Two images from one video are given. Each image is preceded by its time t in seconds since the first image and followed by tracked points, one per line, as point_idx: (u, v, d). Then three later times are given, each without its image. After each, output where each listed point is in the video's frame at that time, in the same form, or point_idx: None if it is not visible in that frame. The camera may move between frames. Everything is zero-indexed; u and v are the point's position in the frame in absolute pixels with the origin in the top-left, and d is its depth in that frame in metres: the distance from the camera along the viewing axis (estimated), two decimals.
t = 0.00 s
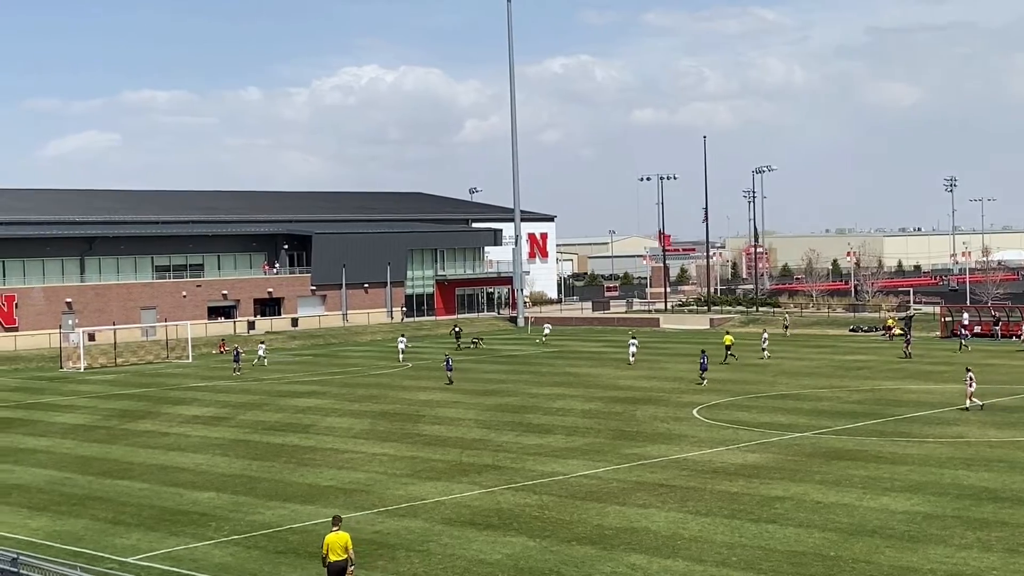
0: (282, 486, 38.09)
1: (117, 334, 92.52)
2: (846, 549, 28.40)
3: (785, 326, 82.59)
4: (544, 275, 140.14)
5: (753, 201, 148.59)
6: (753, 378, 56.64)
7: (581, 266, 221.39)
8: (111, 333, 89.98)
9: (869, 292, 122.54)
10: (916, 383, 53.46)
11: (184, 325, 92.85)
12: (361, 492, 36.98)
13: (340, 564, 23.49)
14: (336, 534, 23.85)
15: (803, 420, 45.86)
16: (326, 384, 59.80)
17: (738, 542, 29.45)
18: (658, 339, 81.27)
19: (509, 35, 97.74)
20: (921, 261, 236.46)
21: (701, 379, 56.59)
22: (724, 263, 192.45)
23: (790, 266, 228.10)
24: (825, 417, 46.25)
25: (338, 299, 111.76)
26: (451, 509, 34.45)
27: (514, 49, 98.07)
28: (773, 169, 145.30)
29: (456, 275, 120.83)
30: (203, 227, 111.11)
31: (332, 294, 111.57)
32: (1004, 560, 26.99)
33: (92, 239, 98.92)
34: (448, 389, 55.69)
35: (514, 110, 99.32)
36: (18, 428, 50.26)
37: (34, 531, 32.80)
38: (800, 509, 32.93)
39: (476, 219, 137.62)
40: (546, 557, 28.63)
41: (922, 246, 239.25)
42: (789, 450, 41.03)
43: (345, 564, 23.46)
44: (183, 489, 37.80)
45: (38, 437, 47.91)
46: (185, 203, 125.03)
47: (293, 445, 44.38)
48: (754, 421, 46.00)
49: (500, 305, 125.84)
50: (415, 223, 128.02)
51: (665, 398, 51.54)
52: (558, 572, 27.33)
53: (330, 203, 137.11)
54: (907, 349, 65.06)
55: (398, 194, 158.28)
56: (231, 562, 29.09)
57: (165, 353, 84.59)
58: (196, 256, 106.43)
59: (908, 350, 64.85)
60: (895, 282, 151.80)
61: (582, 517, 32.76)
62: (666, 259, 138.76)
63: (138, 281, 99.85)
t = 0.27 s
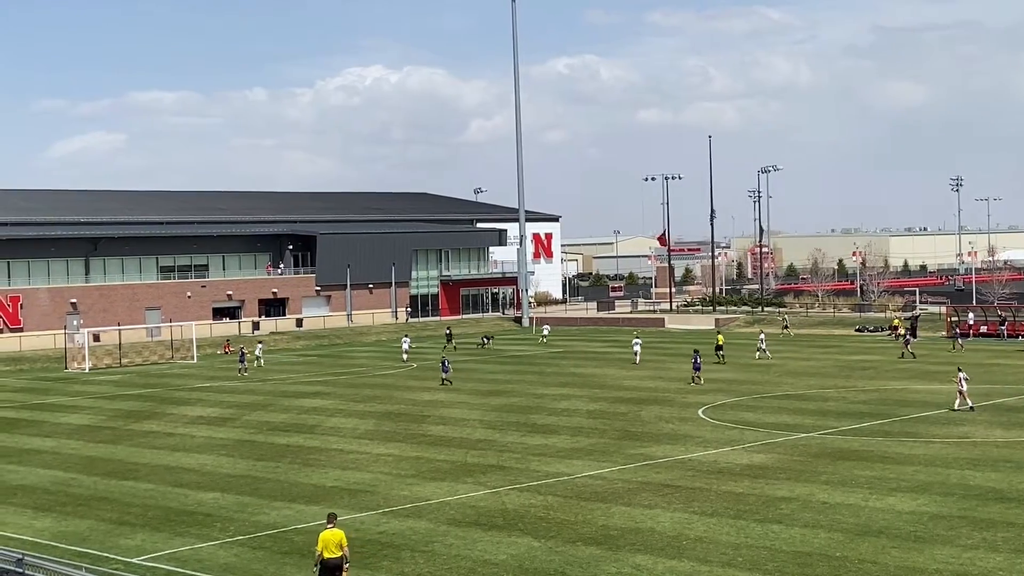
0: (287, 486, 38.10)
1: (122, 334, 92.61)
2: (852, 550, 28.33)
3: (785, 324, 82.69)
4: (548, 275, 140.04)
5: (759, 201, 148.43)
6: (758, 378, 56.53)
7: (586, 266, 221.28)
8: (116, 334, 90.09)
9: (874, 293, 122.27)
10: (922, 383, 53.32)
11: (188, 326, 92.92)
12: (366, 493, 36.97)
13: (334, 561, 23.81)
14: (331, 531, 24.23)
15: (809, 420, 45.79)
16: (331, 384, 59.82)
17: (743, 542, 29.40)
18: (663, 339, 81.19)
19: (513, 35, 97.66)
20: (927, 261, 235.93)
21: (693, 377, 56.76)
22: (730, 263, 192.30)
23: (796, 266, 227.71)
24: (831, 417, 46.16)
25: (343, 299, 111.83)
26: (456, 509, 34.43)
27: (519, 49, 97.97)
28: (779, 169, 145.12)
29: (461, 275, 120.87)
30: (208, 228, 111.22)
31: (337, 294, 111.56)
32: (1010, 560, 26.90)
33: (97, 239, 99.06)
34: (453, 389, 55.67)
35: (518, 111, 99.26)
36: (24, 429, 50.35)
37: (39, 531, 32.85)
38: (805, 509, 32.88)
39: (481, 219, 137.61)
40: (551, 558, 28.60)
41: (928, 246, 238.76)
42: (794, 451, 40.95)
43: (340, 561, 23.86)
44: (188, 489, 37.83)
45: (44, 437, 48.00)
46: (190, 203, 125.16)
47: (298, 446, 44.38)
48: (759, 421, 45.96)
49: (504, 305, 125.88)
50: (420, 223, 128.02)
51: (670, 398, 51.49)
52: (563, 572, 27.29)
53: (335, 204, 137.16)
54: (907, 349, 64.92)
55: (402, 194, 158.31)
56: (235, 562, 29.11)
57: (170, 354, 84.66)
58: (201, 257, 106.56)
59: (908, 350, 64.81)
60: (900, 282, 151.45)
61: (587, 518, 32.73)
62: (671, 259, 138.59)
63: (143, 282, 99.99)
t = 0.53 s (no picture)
0: (290, 486, 38.14)
1: (125, 334, 92.69)
2: (856, 549, 28.31)
3: (782, 322, 82.74)
4: (551, 275, 140.00)
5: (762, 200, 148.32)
6: (762, 378, 56.46)
7: (589, 266, 221.17)
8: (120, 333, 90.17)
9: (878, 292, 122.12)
10: (926, 382, 53.23)
11: (192, 325, 92.97)
12: (370, 492, 37.00)
13: (328, 559, 24.19)
14: (325, 528, 24.59)
15: (812, 419, 45.74)
16: (334, 384, 59.82)
17: (747, 541, 29.39)
18: (666, 339, 81.17)
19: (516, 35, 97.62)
20: (930, 260, 235.60)
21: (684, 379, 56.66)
22: (733, 263, 192.16)
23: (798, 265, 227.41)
24: (834, 416, 46.12)
25: (347, 299, 111.89)
26: (460, 509, 34.45)
27: (521, 49, 97.92)
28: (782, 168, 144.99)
29: (464, 275, 120.96)
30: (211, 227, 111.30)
31: (340, 294, 111.64)
32: (1014, 560, 26.88)
33: (100, 239, 99.13)
34: (456, 389, 55.66)
35: (521, 111, 99.21)
36: (28, 429, 50.39)
37: (43, 531, 32.88)
38: (809, 508, 32.87)
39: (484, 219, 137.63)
40: (554, 557, 28.62)
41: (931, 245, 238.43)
42: (798, 450, 40.92)
43: (334, 559, 24.24)
44: (192, 489, 37.86)
45: (47, 437, 48.04)
46: (194, 203, 125.22)
47: (301, 445, 44.40)
48: (763, 420, 45.92)
49: (508, 305, 125.91)
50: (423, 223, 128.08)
51: (673, 397, 51.44)
52: (566, 572, 27.29)
53: (338, 203, 137.22)
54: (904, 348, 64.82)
55: (405, 193, 158.32)
56: (239, 562, 29.14)
57: (173, 353, 84.73)
58: (204, 256, 106.64)
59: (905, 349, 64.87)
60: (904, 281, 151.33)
61: (591, 517, 32.73)
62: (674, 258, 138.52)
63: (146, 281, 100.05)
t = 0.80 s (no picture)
0: (290, 485, 38.13)
1: (125, 333, 92.73)
2: (856, 548, 28.34)
3: (777, 321, 82.97)
4: (552, 274, 140.06)
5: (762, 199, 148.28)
6: (762, 377, 56.47)
7: (589, 265, 221.10)
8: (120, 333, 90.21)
9: (878, 291, 122.05)
10: (926, 381, 53.21)
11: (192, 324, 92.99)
12: (370, 491, 37.07)
13: (324, 556, 24.44)
14: (320, 523, 24.76)
15: (813, 418, 45.72)
16: (335, 383, 59.84)
17: (747, 540, 29.42)
18: (667, 337, 81.18)
19: (517, 35, 97.62)
20: (930, 259, 235.53)
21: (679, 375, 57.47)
22: (733, 262, 192.13)
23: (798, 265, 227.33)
24: (835, 415, 46.12)
25: (347, 298, 111.98)
26: (460, 507, 34.50)
27: (521, 48, 97.88)
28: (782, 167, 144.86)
29: (465, 274, 121.04)
30: (211, 227, 111.33)
31: (340, 293, 111.67)
32: (1014, 559, 26.89)
33: (101, 238, 99.14)
34: (456, 387, 55.70)
35: (522, 110, 99.15)
36: (28, 428, 50.42)
37: (44, 530, 32.93)
38: (809, 507, 32.92)
39: (484, 218, 137.68)
40: (555, 556, 28.64)
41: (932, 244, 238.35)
42: (798, 449, 40.95)
43: (329, 556, 24.40)
44: (192, 488, 37.92)
45: (47, 436, 48.08)
46: (194, 202, 125.25)
47: (301, 444, 44.45)
48: (763, 419, 45.90)
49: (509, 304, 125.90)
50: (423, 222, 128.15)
51: (674, 396, 51.41)
52: (567, 571, 27.30)
53: (339, 203, 137.28)
54: (897, 349, 64.88)
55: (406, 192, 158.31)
56: (240, 561, 29.17)
57: (173, 353, 84.78)
58: (205, 256, 106.71)
59: (898, 348, 64.89)
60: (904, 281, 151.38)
61: (591, 516, 32.78)
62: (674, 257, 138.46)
63: (146, 281, 100.05)
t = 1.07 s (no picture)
0: (287, 485, 38.08)
1: (121, 332, 92.62)
2: (852, 547, 28.36)
3: (770, 321, 83.23)
4: (549, 274, 140.03)
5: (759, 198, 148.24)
6: (758, 376, 56.53)
7: (586, 264, 221.11)
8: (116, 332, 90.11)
9: (874, 289, 122.08)
10: (922, 380, 53.25)
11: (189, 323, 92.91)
12: (367, 490, 37.07)
13: (320, 556, 24.44)
14: (318, 521, 24.76)
15: (809, 417, 45.71)
16: (332, 382, 59.84)
17: (743, 539, 29.43)
18: (663, 336, 81.23)
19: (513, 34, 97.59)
20: (927, 258, 235.78)
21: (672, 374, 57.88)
22: (730, 262, 192.17)
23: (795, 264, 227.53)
24: (831, 414, 46.17)
25: (343, 297, 111.97)
26: (457, 506, 34.51)
27: (518, 47, 97.88)
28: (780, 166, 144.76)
29: (461, 273, 120.61)
30: (208, 225, 111.23)
31: (337, 292, 111.63)
32: (1011, 558, 26.91)
33: (97, 237, 99.03)
34: (453, 386, 55.70)
35: (518, 109, 99.07)
36: (25, 427, 50.41)
37: (40, 529, 32.91)
38: (805, 506, 32.96)
39: (481, 217, 137.64)
40: (551, 555, 28.65)
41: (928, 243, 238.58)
42: (794, 448, 41.01)
43: (325, 555, 24.41)
44: (189, 487, 37.90)
45: (44, 435, 48.05)
46: (190, 201, 125.17)
47: (298, 443, 44.46)
48: (760, 418, 45.88)
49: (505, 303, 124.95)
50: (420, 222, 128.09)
51: (670, 395, 51.39)
52: (564, 570, 27.29)
53: (336, 202, 137.21)
54: (886, 347, 65.05)
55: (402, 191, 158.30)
56: (236, 560, 29.15)
57: (170, 352, 84.73)
58: (201, 255, 106.63)
59: (887, 347, 64.97)
60: (901, 280, 151.45)
61: (588, 515, 32.79)
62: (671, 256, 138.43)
63: (143, 279, 99.94)
